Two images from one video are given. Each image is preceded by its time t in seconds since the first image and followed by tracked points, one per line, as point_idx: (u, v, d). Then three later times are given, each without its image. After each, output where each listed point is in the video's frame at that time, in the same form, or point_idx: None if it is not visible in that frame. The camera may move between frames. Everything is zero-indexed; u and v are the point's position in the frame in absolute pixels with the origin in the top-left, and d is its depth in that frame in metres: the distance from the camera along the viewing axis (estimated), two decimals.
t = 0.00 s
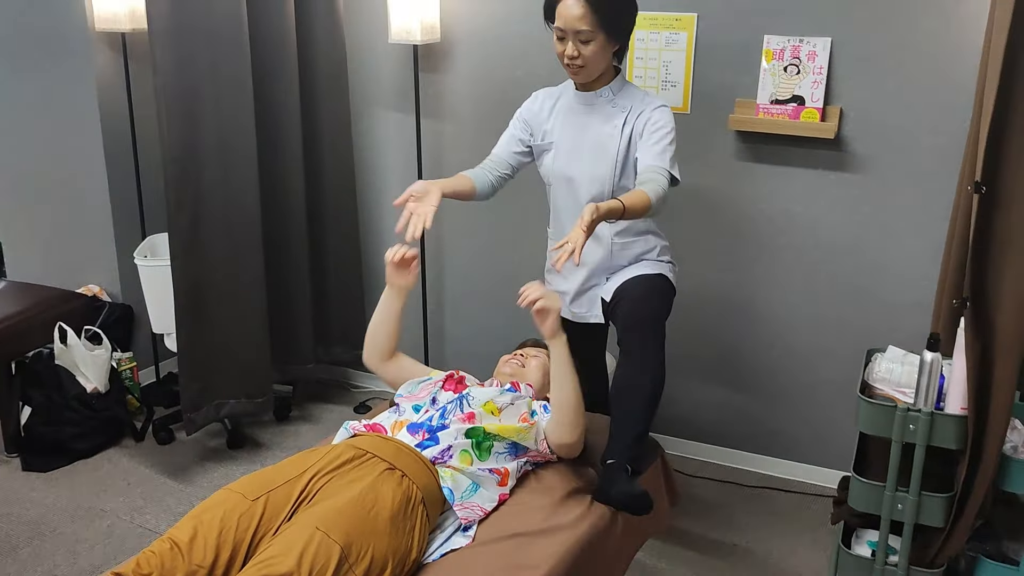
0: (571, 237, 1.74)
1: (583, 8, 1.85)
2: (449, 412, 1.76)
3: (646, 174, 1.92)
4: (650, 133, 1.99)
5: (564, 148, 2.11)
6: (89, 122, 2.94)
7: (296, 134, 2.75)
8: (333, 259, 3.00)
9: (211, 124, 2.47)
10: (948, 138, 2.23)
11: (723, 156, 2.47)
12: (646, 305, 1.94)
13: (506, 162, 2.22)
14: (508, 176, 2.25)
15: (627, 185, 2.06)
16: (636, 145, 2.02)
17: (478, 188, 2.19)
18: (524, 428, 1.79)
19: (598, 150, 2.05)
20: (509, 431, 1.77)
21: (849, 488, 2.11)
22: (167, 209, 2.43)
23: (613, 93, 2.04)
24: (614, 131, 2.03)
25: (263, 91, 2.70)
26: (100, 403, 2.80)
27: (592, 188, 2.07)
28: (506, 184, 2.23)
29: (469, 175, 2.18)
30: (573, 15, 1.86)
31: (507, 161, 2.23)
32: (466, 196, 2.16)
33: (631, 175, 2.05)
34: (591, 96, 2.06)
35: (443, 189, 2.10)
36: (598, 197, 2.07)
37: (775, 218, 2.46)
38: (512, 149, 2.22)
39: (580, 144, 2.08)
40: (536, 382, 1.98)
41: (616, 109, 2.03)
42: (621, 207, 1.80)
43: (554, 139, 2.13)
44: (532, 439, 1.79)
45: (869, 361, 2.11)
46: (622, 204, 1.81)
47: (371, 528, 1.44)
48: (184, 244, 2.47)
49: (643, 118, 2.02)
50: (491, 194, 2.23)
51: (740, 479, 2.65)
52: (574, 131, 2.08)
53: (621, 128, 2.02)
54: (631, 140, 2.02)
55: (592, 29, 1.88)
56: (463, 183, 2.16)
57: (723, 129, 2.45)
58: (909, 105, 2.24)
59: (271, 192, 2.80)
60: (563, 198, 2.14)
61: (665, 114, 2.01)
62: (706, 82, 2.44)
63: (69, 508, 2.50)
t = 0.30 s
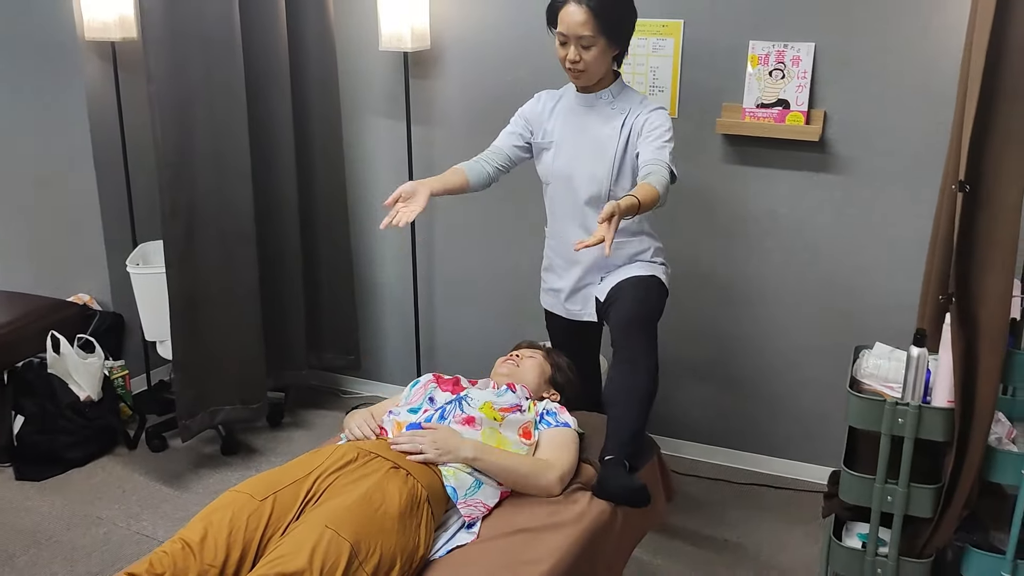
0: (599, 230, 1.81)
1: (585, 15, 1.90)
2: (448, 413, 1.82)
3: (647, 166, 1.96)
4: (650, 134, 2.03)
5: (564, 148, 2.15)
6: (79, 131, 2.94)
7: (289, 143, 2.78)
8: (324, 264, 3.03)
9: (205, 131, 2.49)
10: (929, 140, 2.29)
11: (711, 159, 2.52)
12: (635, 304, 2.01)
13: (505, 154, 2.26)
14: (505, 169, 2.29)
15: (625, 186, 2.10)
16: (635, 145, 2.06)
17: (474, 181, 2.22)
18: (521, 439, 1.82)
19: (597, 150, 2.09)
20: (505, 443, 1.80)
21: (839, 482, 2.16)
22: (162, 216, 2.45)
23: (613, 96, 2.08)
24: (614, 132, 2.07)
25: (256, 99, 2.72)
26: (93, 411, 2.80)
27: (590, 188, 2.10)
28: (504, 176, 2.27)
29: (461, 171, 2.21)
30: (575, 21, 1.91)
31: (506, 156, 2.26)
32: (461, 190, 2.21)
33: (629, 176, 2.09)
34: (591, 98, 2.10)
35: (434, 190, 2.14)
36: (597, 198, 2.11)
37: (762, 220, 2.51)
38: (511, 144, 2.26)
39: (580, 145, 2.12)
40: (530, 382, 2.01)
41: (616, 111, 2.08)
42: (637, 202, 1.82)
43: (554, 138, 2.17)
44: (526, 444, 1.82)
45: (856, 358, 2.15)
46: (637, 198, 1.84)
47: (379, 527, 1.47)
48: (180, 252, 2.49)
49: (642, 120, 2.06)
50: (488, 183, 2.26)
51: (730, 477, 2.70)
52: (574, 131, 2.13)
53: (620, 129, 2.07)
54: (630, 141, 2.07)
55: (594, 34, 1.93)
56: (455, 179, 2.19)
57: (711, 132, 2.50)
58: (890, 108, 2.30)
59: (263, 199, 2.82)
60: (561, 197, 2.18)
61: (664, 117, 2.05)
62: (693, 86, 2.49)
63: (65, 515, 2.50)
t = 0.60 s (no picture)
0: (624, 264, 1.89)
1: (589, 26, 1.94)
2: (447, 413, 1.87)
3: (654, 182, 2.05)
4: (650, 139, 2.10)
5: (562, 150, 2.19)
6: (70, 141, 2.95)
7: (281, 150, 2.81)
8: (316, 271, 3.05)
9: (198, 139, 2.52)
10: (910, 143, 2.36)
11: (698, 164, 2.57)
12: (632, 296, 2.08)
13: (508, 161, 2.29)
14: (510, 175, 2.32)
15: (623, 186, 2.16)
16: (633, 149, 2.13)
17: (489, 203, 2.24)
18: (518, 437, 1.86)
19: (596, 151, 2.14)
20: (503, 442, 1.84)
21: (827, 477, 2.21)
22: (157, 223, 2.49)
23: (610, 101, 2.14)
24: (614, 135, 2.12)
25: (248, 107, 2.75)
26: (89, 418, 2.80)
27: (589, 190, 2.16)
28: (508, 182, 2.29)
29: (472, 195, 2.24)
30: (579, 31, 1.95)
31: (507, 158, 2.29)
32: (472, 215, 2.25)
33: (628, 179, 2.16)
34: (590, 101, 2.15)
35: (448, 226, 2.19)
36: (595, 199, 2.17)
37: (748, 223, 2.57)
38: (514, 150, 2.29)
39: (579, 147, 2.16)
40: (525, 382, 2.05)
41: (614, 114, 2.13)
42: (655, 229, 1.94)
43: (553, 140, 2.21)
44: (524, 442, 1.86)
45: (842, 356, 2.18)
46: (654, 226, 1.95)
47: (384, 523, 1.52)
48: (175, 259, 2.52)
49: (641, 125, 2.12)
50: (498, 192, 2.30)
51: (719, 476, 2.74)
52: (572, 133, 2.17)
53: (621, 132, 2.12)
54: (629, 145, 2.13)
55: (597, 44, 1.98)
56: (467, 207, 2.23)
57: (697, 138, 2.55)
58: (871, 113, 2.37)
59: (256, 206, 2.85)
60: (559, 199, 2.23)
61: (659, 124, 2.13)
62: (679, 93, 2.54)
63: (61, 523, 2.51)
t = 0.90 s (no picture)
0: (570, 303, 1.95)
1: (581, 30, 2.00)
2: (444, 417, 1.90)
3: (620, 195, 2.11)
4: (629, 145, 2.14)
5: (551, 155, 2.24)
6: (66, 150, 2.98)
7: (276, 160, 2.84)
8: (311, 279, 3.08)
9: (195, 149, 2.55)
10: (895, 151, 2.40)
11: (688, 172, 2.61)
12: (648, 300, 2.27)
13: (509, 171, 2.33)
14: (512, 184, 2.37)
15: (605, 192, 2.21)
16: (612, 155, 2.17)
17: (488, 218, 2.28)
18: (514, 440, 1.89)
19: (580, 158, 2.19)
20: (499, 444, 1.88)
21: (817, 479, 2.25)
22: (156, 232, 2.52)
23: (597, 107, 2.18)
24: (597, 141, 2.17)
25: (244, 117, 2.78)
26: (84, 427, 2.82)
27: (574, 195, 2.21)
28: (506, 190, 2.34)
29: (477, 210, 2.29)
30: (571, 35, 2.00)
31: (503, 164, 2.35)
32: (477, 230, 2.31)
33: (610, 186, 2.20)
34: (578, 109, 2.19)
35: (456, 245, 2.24)
36: (581, 204, 2.22)
37: (738, 229, 2.61)
38: (511, 158, 2.34)
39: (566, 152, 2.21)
40: (519, 386, 2.08)
41: (600, 121, 2.18)
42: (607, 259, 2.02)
43: (542, 145, 2.26)
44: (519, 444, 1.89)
45: (831, 359, 2.22)
46: (606, 256, 2.03)
47: (384, 523, 1.56)
48: (173, 267, 2.55)
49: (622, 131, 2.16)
50: (501, 200, 2.35)
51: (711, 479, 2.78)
52: (560, 139, 2.22)
53: (604, 139, 2.16)
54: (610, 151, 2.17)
55: (587, 48, 2.03)
56: (471, 222, 2.28)
57: (687, 146, 2.60)
58: (857, 121, 2.42)
59: (251, 215, 2.88)
60: (548, 203, 2.28)
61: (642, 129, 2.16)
62: (669, 102, 2.58)
63: (58, 530, 2.52)
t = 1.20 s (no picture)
0: (567, 323, 1.96)
1: (559, 39, 2.02)
2: (439, 421, 1.92)
3: (615, 208, 2.14)
4: (626, 155, 2.16)
5: (547, 172, 2.26)
6: (66, 158, 3.00)
7: (274, 166, 2.87)
8: (309, 286, 3.11)
9: (193, 157, 2.58)
10: (887, 156, 2.43)
11: (682, 178, 2.63)
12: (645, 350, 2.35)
13: (498, 191, 2.35)
14: (502, 204, 2.38)
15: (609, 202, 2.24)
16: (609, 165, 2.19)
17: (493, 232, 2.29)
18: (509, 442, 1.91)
19: (581, 171, 2.21)
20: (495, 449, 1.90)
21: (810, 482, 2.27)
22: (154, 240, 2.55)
23: (588, 117, 2.21)
24: (594, 154, 2.19)
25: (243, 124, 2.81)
26: (84, 431, 2.83)
27: (578, 209, 2.24)
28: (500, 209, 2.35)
29: (466, 233, 2.30)
30: (550, 44, 2.02)
31: (497, 185, 2.36)
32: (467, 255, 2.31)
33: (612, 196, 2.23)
34: (568, 121, 2.22)
35: (444, 271, 2.26)
36: (586, 216, 2.24)
37: (732, 234, 2.63)
38: (502, 177, 2.35)
39: (563, 169, 2.23)
40: (514, 391, 2.10)
41: (594, 131, 2.20)
42: (603, 278, 2.04)
43: (537, 163, 2.27)
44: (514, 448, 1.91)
45: (823, 364, 2.24)
46: (602, 274, 2.05)
47: (379, 524, 1.59)
48: (171, 273, 2.57)
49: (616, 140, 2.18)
50: (493, 218, 2.36)
51: (705, 483, 2.80)
52: (555, 155, 2.24)
53: (602, 149, 2.19)
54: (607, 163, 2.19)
55: (568, 55, 2.04)
56: (462, 249, 2.29)
57: (682, 152, 2.62)
58: (850, 128, 2.44)
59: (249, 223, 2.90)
60: (548, 220, 2.30)
61: (637, 136, 2.18)
62: (663, 109, 2.60)
63: (57, 535, 2.54)
